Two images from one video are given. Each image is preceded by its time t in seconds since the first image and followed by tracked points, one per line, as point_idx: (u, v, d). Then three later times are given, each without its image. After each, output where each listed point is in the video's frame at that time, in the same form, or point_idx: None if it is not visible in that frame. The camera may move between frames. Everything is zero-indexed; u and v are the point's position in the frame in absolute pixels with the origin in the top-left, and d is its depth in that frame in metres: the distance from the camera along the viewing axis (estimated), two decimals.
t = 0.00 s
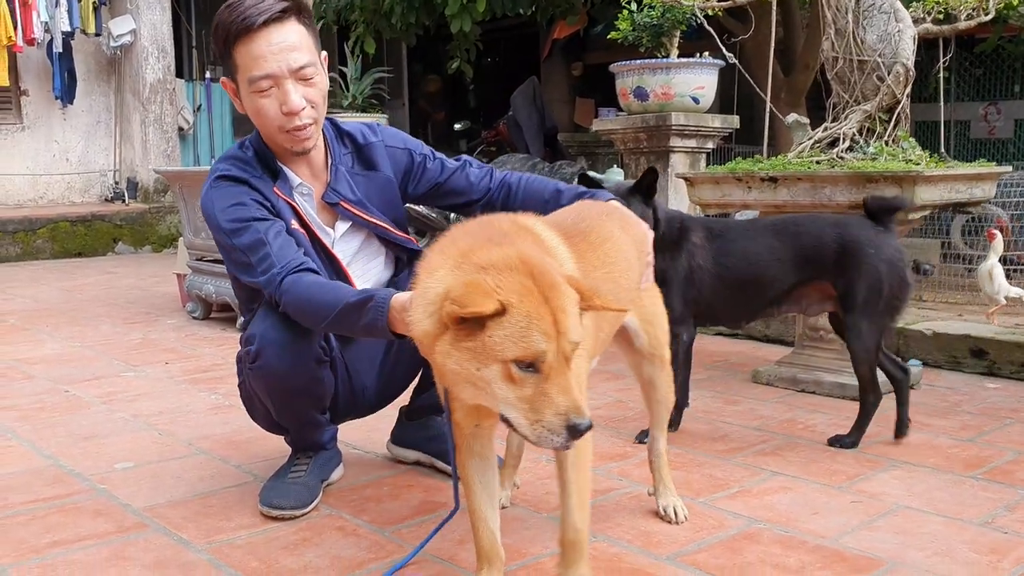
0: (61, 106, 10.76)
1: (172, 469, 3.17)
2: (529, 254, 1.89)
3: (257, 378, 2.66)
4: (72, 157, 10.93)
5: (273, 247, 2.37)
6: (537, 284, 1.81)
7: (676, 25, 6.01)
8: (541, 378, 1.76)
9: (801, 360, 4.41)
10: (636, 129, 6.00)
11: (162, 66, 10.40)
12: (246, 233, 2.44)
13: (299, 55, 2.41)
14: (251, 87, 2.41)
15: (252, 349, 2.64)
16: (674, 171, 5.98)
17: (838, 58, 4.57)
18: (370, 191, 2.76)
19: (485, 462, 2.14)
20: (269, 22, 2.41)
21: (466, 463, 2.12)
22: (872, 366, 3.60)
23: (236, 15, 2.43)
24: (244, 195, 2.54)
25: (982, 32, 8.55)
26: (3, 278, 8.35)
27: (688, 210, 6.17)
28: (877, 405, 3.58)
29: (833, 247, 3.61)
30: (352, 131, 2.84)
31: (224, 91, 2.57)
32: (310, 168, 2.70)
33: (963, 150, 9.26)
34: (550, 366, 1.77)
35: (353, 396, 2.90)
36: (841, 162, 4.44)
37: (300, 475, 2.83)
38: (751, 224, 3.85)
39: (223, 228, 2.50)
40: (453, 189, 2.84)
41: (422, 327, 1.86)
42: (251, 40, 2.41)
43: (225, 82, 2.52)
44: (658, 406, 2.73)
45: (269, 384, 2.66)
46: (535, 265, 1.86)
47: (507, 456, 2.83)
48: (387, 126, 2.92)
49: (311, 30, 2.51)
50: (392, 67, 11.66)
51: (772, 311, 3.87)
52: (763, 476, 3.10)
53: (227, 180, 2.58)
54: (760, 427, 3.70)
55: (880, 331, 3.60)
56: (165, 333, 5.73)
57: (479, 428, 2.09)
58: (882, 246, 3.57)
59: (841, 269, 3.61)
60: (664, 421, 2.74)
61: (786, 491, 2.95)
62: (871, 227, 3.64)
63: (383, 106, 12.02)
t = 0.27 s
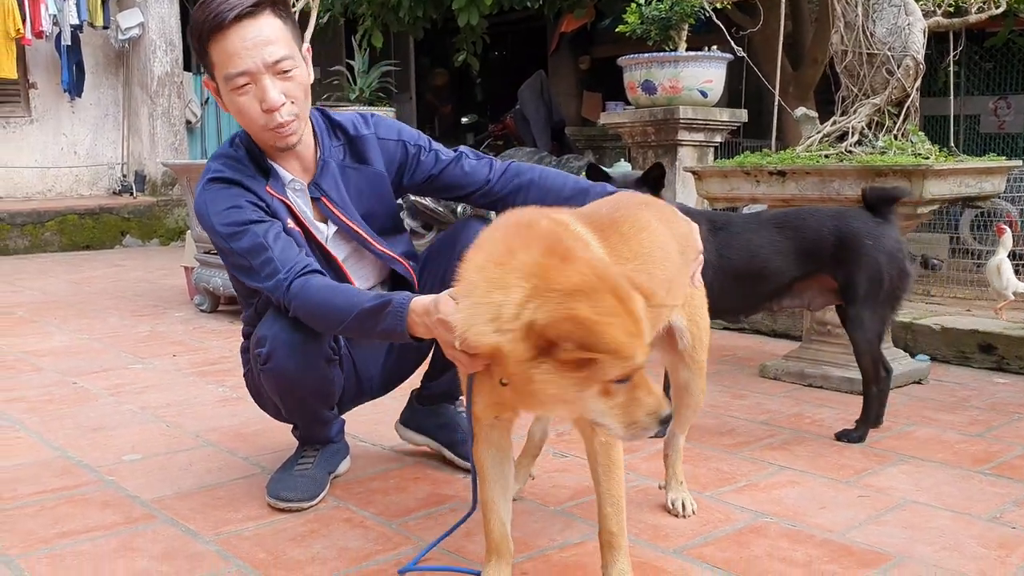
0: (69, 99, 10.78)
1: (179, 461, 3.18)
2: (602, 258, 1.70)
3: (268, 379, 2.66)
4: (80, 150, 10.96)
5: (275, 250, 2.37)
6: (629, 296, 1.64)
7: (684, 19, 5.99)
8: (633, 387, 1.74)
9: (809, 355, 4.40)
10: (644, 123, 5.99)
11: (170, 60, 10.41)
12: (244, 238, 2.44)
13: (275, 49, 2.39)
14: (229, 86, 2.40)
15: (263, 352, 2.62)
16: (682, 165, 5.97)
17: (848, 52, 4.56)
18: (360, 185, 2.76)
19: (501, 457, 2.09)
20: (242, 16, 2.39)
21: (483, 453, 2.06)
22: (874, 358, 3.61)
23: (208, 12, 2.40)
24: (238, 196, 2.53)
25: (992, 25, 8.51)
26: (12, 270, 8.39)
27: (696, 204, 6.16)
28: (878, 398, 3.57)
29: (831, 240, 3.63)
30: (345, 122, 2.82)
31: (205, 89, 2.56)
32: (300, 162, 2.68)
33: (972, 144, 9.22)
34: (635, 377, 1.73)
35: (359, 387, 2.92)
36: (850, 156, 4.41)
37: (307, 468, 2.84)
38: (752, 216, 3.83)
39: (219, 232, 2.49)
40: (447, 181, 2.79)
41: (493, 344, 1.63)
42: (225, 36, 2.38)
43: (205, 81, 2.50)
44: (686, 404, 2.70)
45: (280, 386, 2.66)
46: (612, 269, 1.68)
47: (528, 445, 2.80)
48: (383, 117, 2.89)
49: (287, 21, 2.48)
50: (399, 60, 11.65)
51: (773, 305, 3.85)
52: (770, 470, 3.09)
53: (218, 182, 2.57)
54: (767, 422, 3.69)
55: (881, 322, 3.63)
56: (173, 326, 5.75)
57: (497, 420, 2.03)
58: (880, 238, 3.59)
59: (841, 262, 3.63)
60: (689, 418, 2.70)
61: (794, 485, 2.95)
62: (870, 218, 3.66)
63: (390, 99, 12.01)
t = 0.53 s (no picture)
0: (76, 81, 10.78)
1: (187, 442, 3.19)
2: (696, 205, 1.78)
3: (292, 358, 2.67)
4: (87, 132, 10.96)
5: (301, 235, 2.38)
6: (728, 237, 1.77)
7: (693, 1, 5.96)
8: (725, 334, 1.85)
9: (816, 339, 4.39)
10: (652, 105, 5.95)
11: (176, 41, 10.38)
12: (273, 221, 2.45)
13: (320, 23, 2.33)
14: (272, 60, 2.34)
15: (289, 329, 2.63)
16: (690, 148, 5.95)
17: (858, 34, 4.51)
18: (388, 167, 2.72)
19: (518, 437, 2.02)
20: None
21: (500, 432, 1.99)
22: (881, 339, 3.65)
23: None
24: (266, 179, 2.53)
25: (1004, 8, 8.43)
26: (20, 252, 8.42)
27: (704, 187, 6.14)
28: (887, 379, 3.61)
29: (840, 222, 3.60)
30: (374, 103, 2.77)
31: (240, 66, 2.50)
32: (331, 141, 2.65)
33: (983, 128, 9.15)
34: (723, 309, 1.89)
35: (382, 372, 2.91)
36: (860, 139, 4.38)
37: (315, 449, 2.86)
38: (759, 199, 3.67)
39: (248, 216, 2.50)
40: (477, 165, 2.77)
41: (633, 306, 1.65)
42: (268, 10, 2.33)
43: (243, 56, 2.44)
44: (689, 388, 2.64)
45: (303, 364, 2.67)
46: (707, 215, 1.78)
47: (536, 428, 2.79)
48: (411, 97, 2.84)
49: None
50: (406, 43, 11.60)
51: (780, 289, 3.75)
52: (777, 453, 3.10)
53: (248, 164, 2.57)
54: (773, 405, 3.69)
55: (888, 303, 3.65)
56: (181, 308, 5.77)
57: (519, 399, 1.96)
58: (887, 220, 3.59)
59: (848, 245, 3.61)
60: (692, 402, 2.66)
61: (800, 468, 2.95)
62: (876, 201, 3.64)
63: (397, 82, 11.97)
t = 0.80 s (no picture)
0: (78, 55, 10.71)
1: (188, 418, 3.20)
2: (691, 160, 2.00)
3: (308, 318, 2.68)
4: (89, 107, 10.91)
5: (345, 201, 2.32)
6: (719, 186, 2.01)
7: None
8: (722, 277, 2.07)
9: (819, 316, 4.39)
10: (656, 81, 5.90)
11: (178, 15, 10.30)
12: (326, 182, 2.39)
13: None
14: (380, 16, 2.23)
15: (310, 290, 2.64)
16: (694, 124, 5.91)
17: (863, 9, 4.45)
18: (459, 149, 2.66)
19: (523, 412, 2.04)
20: None
21: (509, 407, 2.00)
22: (883, 315, 3.64)
23: None
24: (333, 141, 2.48)
25: None
26: (23, 227, 8.41)
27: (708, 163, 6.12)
28: (888, 356, 3.59)
29: (842, 199, 3.59)
30: (447, 86, 2.72)
31: (337, 24, 2.39)
32: (405, 117, 2.59)
33: (989, 105, 9.08)
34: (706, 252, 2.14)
35: (408, 358, 2.87)
36: (864, 115, 4.33)
37: (317, 424, 2.85)
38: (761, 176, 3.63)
39: (304, 171, 2.44)
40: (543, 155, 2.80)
41: (672, 255, 1.80)
42: None
43: (345, 12, 2.33)
44: (680, 360, 2.70)
45: (317, 326, 2.66)
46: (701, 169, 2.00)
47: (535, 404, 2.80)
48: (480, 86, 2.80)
49: None
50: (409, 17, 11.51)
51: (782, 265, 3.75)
52: (778, 430, 3.10)
53: (319, 124, 2.52)
54: (775, 382, 3.69)
55: (891, 280, 3.63)
56: (183, 284, 5.77)
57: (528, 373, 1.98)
58: (890, 196, 3.56)
59: (851, 221, 3.60)
60: (684, 373, 2.71)
61: (801, 444, 2.95)
62: (878, 176, 3.62)
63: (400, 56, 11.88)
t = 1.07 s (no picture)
0: (80, 47, 10.71)
1: (187, 410, 3.21)
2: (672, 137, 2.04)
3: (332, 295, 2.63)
4: (91, 98, 10.91)
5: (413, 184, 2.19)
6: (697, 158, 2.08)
7: None
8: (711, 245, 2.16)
9: (819, 307, 4.38)
10: (657, 71, 5.89)
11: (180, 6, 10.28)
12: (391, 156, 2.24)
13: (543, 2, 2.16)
14: (487, 18, 2.12)
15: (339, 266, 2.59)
16: (695, 115, 5.89)
17: None
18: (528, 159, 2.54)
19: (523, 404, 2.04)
20: None
21: (509, 401, 2.00)
22: (883, 307, 3.62)
23: None
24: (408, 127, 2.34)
25: None
26: (26, 219, 8.43)
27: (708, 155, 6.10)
28: (888, 347, 3.59)
29: (841, 191, 3.58)
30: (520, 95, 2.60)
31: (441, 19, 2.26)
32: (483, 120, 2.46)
33: (991, 95, 9.05)
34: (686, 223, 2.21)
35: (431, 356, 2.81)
36: (865, 106, 4.29)
37: (320, 414, 2.84)
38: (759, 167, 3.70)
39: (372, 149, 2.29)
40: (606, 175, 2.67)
41: (685, 234, 1.85)
42: None
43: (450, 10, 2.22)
44: (673, 353, 2.71)
45: (343, 306, 2.58)
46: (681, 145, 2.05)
47: (532, 396, 2.80)
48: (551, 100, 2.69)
49: None
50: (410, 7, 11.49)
51: (781, 257, 3.78)
52: (776, 421, 3.10)
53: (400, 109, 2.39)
54: (775, 373, 3.69)
55: (892, 271, 3.61)
56: (184, 275, 5.78)
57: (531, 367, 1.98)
58: (889, 188, 3.54)
59: (850, 213, 3.59)
60: (678, 365, 2.71)
61: (799, 436, 2.95)
62: (878, 168, 3.60)
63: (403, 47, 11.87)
